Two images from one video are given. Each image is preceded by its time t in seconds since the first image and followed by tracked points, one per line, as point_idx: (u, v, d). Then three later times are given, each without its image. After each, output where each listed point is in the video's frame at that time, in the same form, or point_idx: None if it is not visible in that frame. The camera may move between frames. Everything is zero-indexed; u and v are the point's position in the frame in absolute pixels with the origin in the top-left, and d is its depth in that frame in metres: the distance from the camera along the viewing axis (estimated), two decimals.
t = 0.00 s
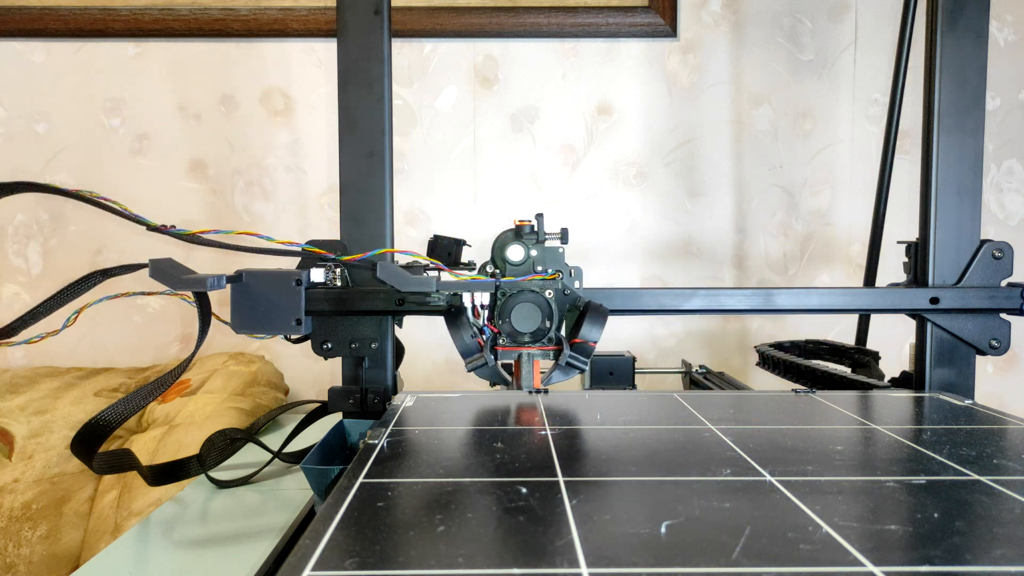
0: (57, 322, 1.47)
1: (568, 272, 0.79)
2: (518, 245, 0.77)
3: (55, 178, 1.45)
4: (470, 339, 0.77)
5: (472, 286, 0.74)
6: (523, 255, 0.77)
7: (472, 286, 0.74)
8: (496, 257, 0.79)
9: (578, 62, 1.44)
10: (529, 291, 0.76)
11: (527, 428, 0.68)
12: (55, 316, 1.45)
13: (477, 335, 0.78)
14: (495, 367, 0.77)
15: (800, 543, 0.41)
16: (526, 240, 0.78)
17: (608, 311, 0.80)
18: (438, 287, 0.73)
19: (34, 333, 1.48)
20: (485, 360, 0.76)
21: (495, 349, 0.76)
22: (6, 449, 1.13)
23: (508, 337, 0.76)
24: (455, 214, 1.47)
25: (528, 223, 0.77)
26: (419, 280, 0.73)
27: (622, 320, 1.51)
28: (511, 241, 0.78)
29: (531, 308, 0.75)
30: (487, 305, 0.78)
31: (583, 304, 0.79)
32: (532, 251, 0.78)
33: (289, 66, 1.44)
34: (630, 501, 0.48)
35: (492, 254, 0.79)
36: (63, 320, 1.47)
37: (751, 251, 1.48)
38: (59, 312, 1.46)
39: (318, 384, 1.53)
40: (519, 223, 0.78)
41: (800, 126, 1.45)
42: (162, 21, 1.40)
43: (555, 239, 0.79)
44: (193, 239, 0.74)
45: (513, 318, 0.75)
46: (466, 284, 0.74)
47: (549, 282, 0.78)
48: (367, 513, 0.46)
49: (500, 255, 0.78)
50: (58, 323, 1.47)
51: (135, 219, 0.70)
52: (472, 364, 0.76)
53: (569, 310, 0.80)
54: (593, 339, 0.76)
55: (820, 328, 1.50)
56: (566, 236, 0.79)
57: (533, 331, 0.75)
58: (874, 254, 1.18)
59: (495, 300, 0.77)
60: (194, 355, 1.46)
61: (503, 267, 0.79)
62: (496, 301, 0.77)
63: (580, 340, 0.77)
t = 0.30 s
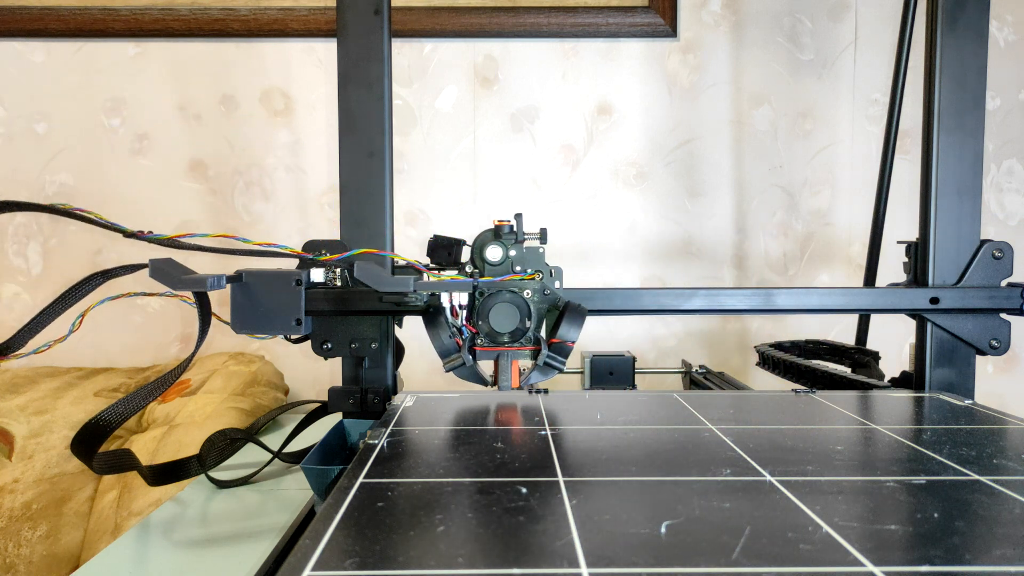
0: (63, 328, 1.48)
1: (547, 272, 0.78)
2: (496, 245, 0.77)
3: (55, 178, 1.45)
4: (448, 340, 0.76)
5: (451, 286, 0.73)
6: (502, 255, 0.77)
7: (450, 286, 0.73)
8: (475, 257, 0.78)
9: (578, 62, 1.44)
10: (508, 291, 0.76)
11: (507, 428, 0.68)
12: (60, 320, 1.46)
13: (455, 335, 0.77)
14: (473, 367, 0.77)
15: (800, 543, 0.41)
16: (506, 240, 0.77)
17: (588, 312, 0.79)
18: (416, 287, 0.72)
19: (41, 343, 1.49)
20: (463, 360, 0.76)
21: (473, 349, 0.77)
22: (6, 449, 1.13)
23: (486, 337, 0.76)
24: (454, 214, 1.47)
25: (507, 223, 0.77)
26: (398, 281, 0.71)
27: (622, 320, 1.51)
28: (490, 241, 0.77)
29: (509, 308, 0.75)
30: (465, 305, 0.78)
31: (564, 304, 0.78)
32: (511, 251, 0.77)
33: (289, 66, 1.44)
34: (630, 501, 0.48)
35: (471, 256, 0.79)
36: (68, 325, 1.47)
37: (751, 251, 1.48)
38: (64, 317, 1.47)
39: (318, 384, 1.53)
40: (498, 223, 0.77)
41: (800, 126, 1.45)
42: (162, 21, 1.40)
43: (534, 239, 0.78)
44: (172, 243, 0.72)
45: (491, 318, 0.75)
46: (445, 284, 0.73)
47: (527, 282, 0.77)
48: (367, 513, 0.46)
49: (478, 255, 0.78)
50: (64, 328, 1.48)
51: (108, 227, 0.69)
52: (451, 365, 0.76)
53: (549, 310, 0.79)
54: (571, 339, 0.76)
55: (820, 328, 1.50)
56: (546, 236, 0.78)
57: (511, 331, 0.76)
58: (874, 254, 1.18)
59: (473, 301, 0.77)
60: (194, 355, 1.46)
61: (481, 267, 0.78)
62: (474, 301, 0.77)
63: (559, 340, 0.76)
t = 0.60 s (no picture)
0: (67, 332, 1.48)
1: (527, 272, 0.77)
2: (475, 245, 0.76)
3: (55, 178, 1.45)
4: (426, 340, 0.76)
5: (428, 286, 0.72)
6: (480, 255, 0.76)
7: (427, 286, 0.72)
8: (453, 257, 0.77)
9: (578, 62, 1.44)
10: (486, 291, 0.74)
11: (484, 428, 0.68)
12: (63, 323, 1.46)
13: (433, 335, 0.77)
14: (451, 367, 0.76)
15: (799, 543, 0.41)
16: (485, 240, 0.76)
17: (565, 311, 0.79)
18: (392, 287, 0.71)
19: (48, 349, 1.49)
20: (441, 360, 0.75)
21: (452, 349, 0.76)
22: (6, 449, 1.13)
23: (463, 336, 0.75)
24: (454, 213, 1.47)
25: (486, 223, 0.75)
26: (373, 281, 0.70)
27: (622, 319, 1.51)
28: (469, 241, 0.76)
29: (486, 308, 0.73)
30: (444, 305, 0.76)
31: (543, 304, 0.78)
32: (490, 251, 0.76)
33: (289, 66, 1.44)
34: (631, 500, 0.48)
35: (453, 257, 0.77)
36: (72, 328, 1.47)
37: (751, 251, 1.48)
38: (66, 320, 1.47)
39: (318, 384, 1.53)
40: (477, 222, 0.76)
41: (800, 126, 1.45)
42: (162, 21, 1.40)
43: (513, 239, 0.78)
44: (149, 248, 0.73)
45: (469, 318, 0.73)
46: (422, 284, 0.72)
47: (506, 282, 0.76)
48: (367, 513, 0.46)
49: (457, 255, 0.77)
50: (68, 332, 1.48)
51: (82, 235, 0.69)
52: (428, 365, 0.75)
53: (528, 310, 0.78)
54: (549, 339, 0.75)
55: (821, 328, 1.50)
56: (524, 237, 0.78)
57: (490, 331, 0.74)
58: (874, 254, 1.18)
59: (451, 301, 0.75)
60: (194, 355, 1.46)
61: (460, 267, 0.77)
62: (452, 301, 0.75)
63: (537, 340, 0.76)
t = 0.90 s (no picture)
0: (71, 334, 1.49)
1: (506, 272, 0.78)
2: (453, 245, 0.76)
3: (55, 178, 1.45)
4: (405, 340, 0.75)
5: (406, 286, 0.70)
6: (458, 255, 0.76)
7: (405, 287, 0.70)
8: (432, 257, 0.78)
9: (578, 62, 1.44)
10: (464, 292, 0.75)
11: (463, 428, 0.68)
12: (67, 325, 1.47)
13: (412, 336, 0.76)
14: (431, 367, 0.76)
15: (800, 543, 0.41)
16: (463, 240, 0.77)
17: (545, 312, 0.79)
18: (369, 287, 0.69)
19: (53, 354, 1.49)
20: (419, 360, 0.75)
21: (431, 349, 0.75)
22: (6, 450, 1.13)
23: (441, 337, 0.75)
24: (454, 213, 1.47)
25: (465, 224, 0.76)
26: (350, 281, 0.68)
27: (622, 320, 1.51)
28: (447, 241, 0.76)
29: (463, 308, 0.74)
30: (422, 305, 0.77)
31: (522, 304, 0.79)
32: (468, 251, 0.77)
33: (289, 66, 1.44)
34: (631, 501, 0.48)
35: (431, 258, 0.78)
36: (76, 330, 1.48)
37: (751, 251, 1.48)
38: (70, 323, 1.47)
39: (317, 384, 1.53)
40: (456, 223, 0.77)
41: (800, 126, 1.45)
42: (162, 21, 1.40)
43: (492, 240, 0.78)
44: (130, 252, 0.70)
45: (447, 317, 0.74)
46: (398, 284, 0.70)
47: (484, 282, 0.76)
48: (367, 513, 0.46)
49: (435, 255, 0.77)
50: (72, 335, 1.48)
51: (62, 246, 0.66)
52: (407, 365, 0.75)
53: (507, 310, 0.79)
54: (528, 339, 0.76)
55: (820, 328, 1.50)
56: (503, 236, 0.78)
57: (468, 331, 0.74)
58: (874, 254, 1.18)
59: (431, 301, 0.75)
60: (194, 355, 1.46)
61: (439, 267, 0.77)
62: (431, 302, 0.76)
63: (515, 340, 0.76)
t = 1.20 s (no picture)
0: (73, 335, 1.49)
1: (486, 272, 0.78)
2: (432, 245, 0.76)
3: (55, 178, 1.45)
4: (382, 340, 0.75)
5: (383, 286, 0.69)
6: (437, 255, 0.76)
7: (382, 286, 0.69)
8: (411, 257, 0.78)
9: (578, 62, 1.44)
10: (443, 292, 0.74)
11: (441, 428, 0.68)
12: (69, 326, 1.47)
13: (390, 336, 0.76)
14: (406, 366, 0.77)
15: (800, 543, 0.41)
16: (442, 240, 0.76)
17: (523, 312, 0.79)
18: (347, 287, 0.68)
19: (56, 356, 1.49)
20: (397, 360, 0.75)
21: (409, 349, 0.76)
22: (6, 450, 1.13)
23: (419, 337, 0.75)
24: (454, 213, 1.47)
25: (444, 224, 0.76)
26: (328, 281, 0.67)
27: (622, 319, 1.51)
28: (426, 241, 0.76)
29: (441, 308, 0.73)
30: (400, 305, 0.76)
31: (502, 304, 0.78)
32: (447, 251, 0.77)
33: (289, 66, 1.44)
34: (633, 501, 0.48)
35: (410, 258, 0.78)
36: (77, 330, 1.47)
37: (751, 251, 1.48)
38: (73, 323, 1.48)
39: (317, 384, 1.53)
40: (435, 223, 0.77)
41: (800, 126, 1.45)
42: (162, 21, 1.40)
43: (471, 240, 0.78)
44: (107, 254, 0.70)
45: (425, 317, 0.73)
46: (376, 284, 0.69)
47: (462, 282, 0.76)
48: (367, 513, 0.46)
49: (414, 255, 0.77)
50: (74, 335, 1.48)
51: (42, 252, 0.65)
52: (385, 365, 0.75)
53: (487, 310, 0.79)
54: (506, 339, 0.76)
55: (820, 328, 1.50)
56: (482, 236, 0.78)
57: (446, 331, 0.74)
58: (874, 254, 1.18)
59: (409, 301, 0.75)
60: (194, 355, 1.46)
61: (418, 268, 0.77)
62: (409, 302, 0.75)
63: (493, 340, 0.76)
